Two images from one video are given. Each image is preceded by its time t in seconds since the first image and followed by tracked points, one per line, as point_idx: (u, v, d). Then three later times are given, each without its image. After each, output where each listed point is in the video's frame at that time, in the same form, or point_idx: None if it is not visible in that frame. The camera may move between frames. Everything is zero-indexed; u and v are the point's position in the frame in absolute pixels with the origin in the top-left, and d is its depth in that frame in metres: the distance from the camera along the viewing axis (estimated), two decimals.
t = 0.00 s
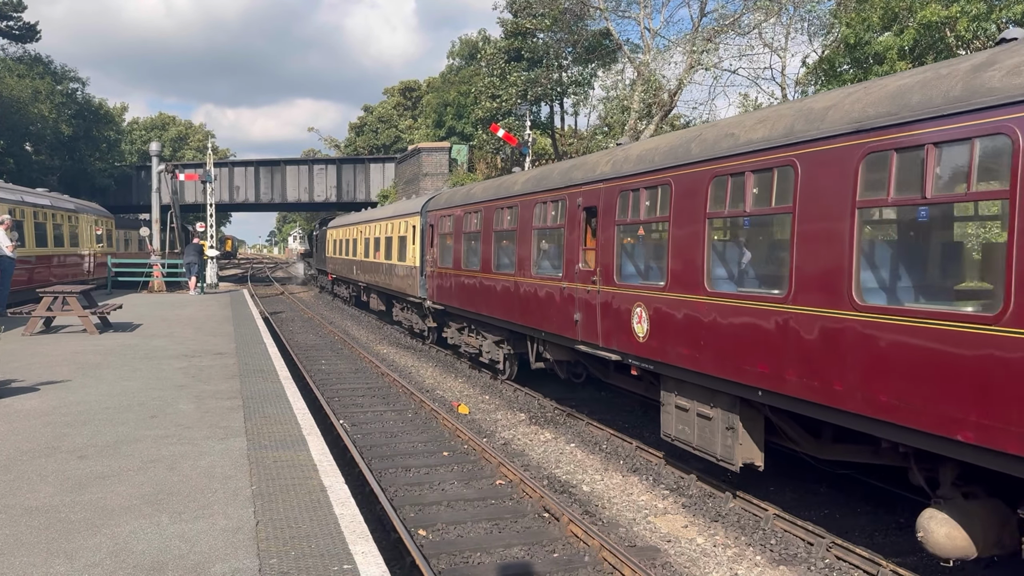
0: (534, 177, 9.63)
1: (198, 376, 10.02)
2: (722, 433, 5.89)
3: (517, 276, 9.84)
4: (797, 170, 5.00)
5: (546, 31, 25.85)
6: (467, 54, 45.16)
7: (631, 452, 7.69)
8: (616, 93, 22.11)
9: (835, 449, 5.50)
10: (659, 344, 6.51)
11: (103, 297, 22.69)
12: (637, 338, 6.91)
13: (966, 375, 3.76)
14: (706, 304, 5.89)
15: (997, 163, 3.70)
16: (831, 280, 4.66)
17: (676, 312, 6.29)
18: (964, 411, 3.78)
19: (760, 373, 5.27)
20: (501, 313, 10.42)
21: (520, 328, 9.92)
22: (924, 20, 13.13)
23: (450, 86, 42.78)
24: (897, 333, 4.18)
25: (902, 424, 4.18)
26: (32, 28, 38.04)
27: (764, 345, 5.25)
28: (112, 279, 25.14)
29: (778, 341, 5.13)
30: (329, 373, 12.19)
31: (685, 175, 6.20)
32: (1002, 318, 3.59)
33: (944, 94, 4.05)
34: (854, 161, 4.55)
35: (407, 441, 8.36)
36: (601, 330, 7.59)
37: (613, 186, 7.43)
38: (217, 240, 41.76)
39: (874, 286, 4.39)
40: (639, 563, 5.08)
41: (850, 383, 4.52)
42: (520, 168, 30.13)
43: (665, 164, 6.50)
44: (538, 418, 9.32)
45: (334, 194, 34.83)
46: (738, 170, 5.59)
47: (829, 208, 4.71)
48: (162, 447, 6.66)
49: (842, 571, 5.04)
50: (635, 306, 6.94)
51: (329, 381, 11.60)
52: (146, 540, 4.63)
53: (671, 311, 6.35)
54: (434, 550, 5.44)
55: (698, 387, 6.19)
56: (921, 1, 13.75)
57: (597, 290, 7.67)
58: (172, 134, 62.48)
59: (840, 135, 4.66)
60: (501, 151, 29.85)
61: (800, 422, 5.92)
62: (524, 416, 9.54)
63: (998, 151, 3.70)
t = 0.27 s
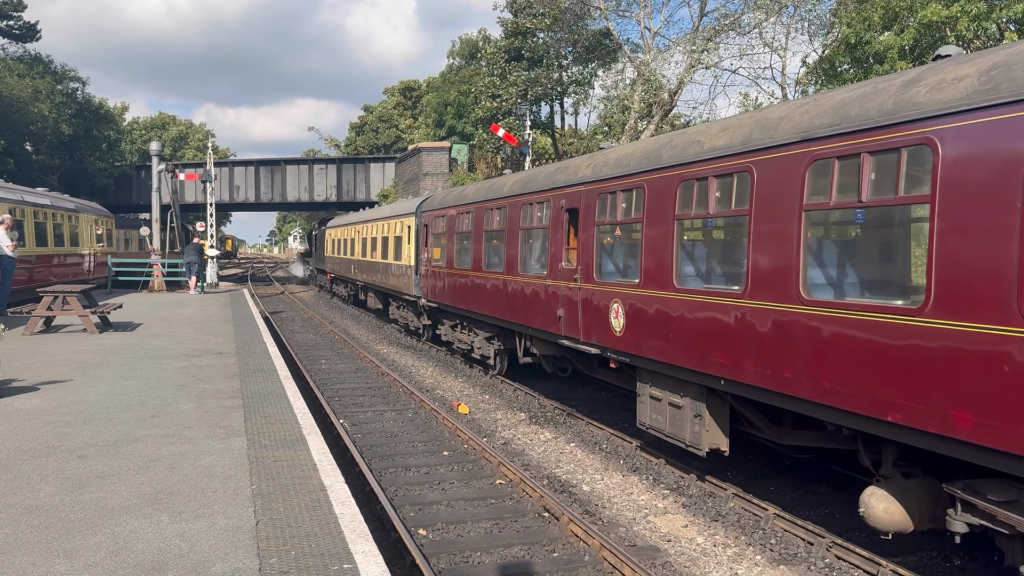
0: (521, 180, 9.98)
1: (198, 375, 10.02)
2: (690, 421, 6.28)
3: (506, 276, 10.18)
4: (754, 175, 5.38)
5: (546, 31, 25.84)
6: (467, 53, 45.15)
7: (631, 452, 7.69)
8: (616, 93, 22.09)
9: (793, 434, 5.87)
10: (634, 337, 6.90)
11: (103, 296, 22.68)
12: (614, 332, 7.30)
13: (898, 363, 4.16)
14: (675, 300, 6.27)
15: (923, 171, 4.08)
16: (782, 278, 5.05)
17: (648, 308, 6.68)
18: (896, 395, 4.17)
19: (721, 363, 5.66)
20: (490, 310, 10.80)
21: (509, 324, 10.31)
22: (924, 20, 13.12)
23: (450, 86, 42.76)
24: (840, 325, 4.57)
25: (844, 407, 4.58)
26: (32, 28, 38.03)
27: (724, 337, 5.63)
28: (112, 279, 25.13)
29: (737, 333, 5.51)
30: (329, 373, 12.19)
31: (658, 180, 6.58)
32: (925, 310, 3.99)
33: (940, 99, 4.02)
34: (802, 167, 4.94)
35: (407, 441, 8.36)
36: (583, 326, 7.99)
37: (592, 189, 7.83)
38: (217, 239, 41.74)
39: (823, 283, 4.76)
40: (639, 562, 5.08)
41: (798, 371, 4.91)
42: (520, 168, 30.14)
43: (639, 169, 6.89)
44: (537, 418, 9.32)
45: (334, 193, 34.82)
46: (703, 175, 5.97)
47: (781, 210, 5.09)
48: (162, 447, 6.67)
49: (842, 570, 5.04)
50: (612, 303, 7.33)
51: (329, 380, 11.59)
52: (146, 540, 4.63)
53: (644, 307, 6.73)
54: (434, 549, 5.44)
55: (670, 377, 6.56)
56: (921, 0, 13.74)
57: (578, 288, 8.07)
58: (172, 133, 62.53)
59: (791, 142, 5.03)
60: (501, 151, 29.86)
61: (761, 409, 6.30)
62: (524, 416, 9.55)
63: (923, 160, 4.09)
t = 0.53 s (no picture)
0: (509, 182, 10.37)
1: (197, 375, 10.05)
2: (666, 412, 6.68)
3: (496, 274, 10.50)
4: (715, 179, 5.79)
5: (546, 30, 25.87)
6: (467, 53, 45.18)
7: (631, 452, 7.72)
8: (616, 93, 22.11)
9: (758, 423, 6.17)
10: (610, 331, 7.30)
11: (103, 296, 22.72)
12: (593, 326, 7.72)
13: (839, 352, 4.57)
14: (647, 295, 6.69)
15: (859, 177, 4.49)
16: (739, 274, 5.47)
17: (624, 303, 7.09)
18: (839, 381, 4.58)
19: (687, 354, 6.07)
20: (479, 308, 11.17)
21: (496, 321, 10.70)
22: (924, 20, 13.15)
23: (450, 85, 42.77)
24: (789, 317, 4.98)
25: (794, 393, 4.99)
26: (33, 27, 38.06)
27: (690, 329, 6.04)
28: (112, 278, 25.16)
29: (701, 326, 5.91)
30: (328, 372, 12.22)
31: (633, 183, 6.98)
32: (861, 303, 4.41)
33: (935, 100, 4.05)
34: (757, 172, 5.35)
35: (407, 440, 8.40)
36: (565, 320, 8.40)
37: (575, 192, 8.23)
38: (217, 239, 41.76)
39: (777, 280, 5.15)
40: (638, 562, 5.12)
41: (754, 360, 5.32)
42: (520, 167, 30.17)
43: (616, 173, 7.29)
44: (537, 417, 9.36)
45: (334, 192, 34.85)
46: (672, 178, 6.39)
47: (739, 212, 5.50)
48: (163, 446, 6.70)
49: (842, 569, 5.07)
50: (592, 299, 7.74)
51: (329, 380, 11.63)
52: (146, 539, 4.67)
53: (620, 303, 7.15)
54: (435, 548, 5.48)
55: (644, 368, 6.96)
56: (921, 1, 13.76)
57: (562, 285, 8.46)
58: (173, 132, 62.56)
59: (748, 149, 5.44)
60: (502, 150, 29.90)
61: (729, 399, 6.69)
62: (524, 415, 9.58)
63: (858, 167, 4.50)
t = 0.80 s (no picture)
0: (497, 184, 10.80)
1: (197, 374, 10.02)
2: (638, 402, 7.09)
3: (485, 273, 10.90)
4: (682, 183, 6.16)
5: (546, 29, 25.84)
6: (467, 52, 45.16)
7: (631, 451, 7.69)
8: (617, 92, 22.08)
9: (725, 411, 6.44)
10: (590, 326, 7.70)
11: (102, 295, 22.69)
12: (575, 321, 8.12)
13: (787, 343, 4.94)
14: (622, 291, 7.07)
15: (804, 183, 4.86)
16: (702, 272, 5.84)
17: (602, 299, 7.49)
18: (787, 369, 4.95)
19: (657, 346, 6.45)
20: (470, 305, 11.53)
21: (485, 317, 11.07)
22: (924, 20, 13.11)
23: (450, 84, 42.73)
24: (745, 311, 5.35)
25: (749, 382, 5.35)
26: (32, 26, 38.02)
27: (660, 323, 6.41)
28: (112, 277, 25.11)
29: (668, 320, 6.29)
30: (329, 371, 12.20)
31: (610, 187, 7.38)
32: (805, 297, 4.78)
33: (937, 96, 4.01)
34: (718, 177, 5.71)
35: (407, 439, 8.37)
36: (548, 316, 8.80)
37: (558, 194, 8.63)
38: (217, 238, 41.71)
39: (737, 277, 5.49)
40: (638, 561, 5.09)
41: (714, 351, 5.68)
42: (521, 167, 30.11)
43: (594, 176, 7.70)
44: (537, 417, 9.33)
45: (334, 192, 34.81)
46: (645, 182, 6.76)
47: (702, 214, 5.87)
48: (163, 445, 6.67)
49: (841, 569, 5.04)
50: (574, 296, 8.14)
51: (329, 379, 11.60)
52: (146, 538, 4.64)
53: (598, 299, 7.53)
54: (434, 548, 5.45)
55: (621, 360, 7.35)
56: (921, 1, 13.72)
57: (544, 282, 8.89)
58: (173, 131, 62.49)
59: (711, 155, 5.81)
60: (502, 150, 29.89)
61: (700, 390, 7.02)
62: (524, 414, 9.55)
63: (804, 174, 4.87)
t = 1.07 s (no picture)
0: (486, 186, 11.15)
1: (197, 373, 9.91)
2: (616, 394, 7.48)
3: (474, 272, 11.22)
4: (650, 187, 6.50)
5: (545, 29, 25.77)
6: (467, 52, 45.09)
7: (631, 450, 7.59)
8: (616, 92, 22.00)
9: (697, 401, 6.73)
10: (570, 321, 8.05)
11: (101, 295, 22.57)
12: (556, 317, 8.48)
13: (743, 335, 5.28)
14: (599, 289, 7.43)
15: (757, 188, 5.21)
16: (668, 271, 6.19)
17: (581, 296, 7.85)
18: (743, 359, 5.30)
19: (630, 340, 6.82)
20: (462, 303, 11.84)
21: (476, 314, 11.38)
22: (923, 20, 13.01)
23: (450, 84, 42.64)
24: (707, 306, 5.71)
25: (711, 372, 5.70)
26: (32, 26, 37.91)
27: (632, 318, 6.77)
28: (111, 277, 24.99)
29: (640, 315, 6.65)
30: (328, 371, 12.10)
31: (588, 190, 7.74)
32: (758, 292, 5.13)
33: (952, 87, 3.91)
34: (682, 181, 6.06)
35: (407, 439, 8.27)
36: (532, 312, 9.16)
37: (540, 197, 8.97)
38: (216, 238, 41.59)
39: (702, 275, 5.82)
40: (637, 561, 4.99)
41: (680, 344, 6.05)
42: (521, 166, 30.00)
43: (574, 180, 8.05)
44: (537, 416, 9.22)
45: (334, 191, 34.70)
46: (618, 186, 7.10)
47: (669, 215, 6.21)
48: (162, 445, 6.56)
49: (840, 569, 4.93)
50: (556, 293, 8.48)
51: (329, 379, 11.51)
52: (145, 537, 4.53)
53: (578, 295, 7.89)
54: (433, 548, 5.34)
55: (600, 354, 7.70)
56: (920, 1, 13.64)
57: (527, 280, 9.25)
58: (172, 131, 62.37)
59: (676, 161, 6.14)
60: (501, 150, 29.81)
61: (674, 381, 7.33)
62: (523, 414, 9.45)
63: (757, 180, 5.22)
